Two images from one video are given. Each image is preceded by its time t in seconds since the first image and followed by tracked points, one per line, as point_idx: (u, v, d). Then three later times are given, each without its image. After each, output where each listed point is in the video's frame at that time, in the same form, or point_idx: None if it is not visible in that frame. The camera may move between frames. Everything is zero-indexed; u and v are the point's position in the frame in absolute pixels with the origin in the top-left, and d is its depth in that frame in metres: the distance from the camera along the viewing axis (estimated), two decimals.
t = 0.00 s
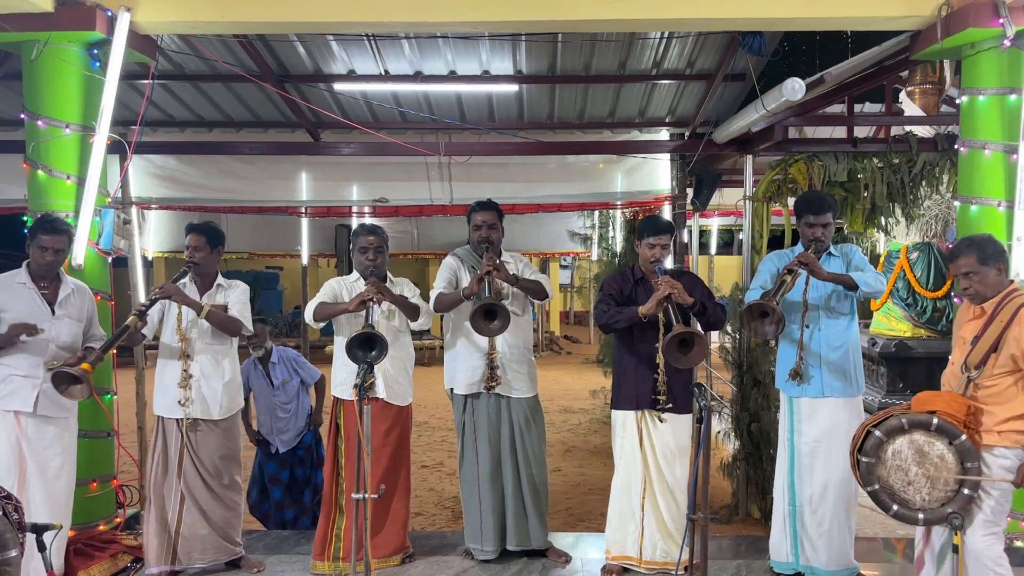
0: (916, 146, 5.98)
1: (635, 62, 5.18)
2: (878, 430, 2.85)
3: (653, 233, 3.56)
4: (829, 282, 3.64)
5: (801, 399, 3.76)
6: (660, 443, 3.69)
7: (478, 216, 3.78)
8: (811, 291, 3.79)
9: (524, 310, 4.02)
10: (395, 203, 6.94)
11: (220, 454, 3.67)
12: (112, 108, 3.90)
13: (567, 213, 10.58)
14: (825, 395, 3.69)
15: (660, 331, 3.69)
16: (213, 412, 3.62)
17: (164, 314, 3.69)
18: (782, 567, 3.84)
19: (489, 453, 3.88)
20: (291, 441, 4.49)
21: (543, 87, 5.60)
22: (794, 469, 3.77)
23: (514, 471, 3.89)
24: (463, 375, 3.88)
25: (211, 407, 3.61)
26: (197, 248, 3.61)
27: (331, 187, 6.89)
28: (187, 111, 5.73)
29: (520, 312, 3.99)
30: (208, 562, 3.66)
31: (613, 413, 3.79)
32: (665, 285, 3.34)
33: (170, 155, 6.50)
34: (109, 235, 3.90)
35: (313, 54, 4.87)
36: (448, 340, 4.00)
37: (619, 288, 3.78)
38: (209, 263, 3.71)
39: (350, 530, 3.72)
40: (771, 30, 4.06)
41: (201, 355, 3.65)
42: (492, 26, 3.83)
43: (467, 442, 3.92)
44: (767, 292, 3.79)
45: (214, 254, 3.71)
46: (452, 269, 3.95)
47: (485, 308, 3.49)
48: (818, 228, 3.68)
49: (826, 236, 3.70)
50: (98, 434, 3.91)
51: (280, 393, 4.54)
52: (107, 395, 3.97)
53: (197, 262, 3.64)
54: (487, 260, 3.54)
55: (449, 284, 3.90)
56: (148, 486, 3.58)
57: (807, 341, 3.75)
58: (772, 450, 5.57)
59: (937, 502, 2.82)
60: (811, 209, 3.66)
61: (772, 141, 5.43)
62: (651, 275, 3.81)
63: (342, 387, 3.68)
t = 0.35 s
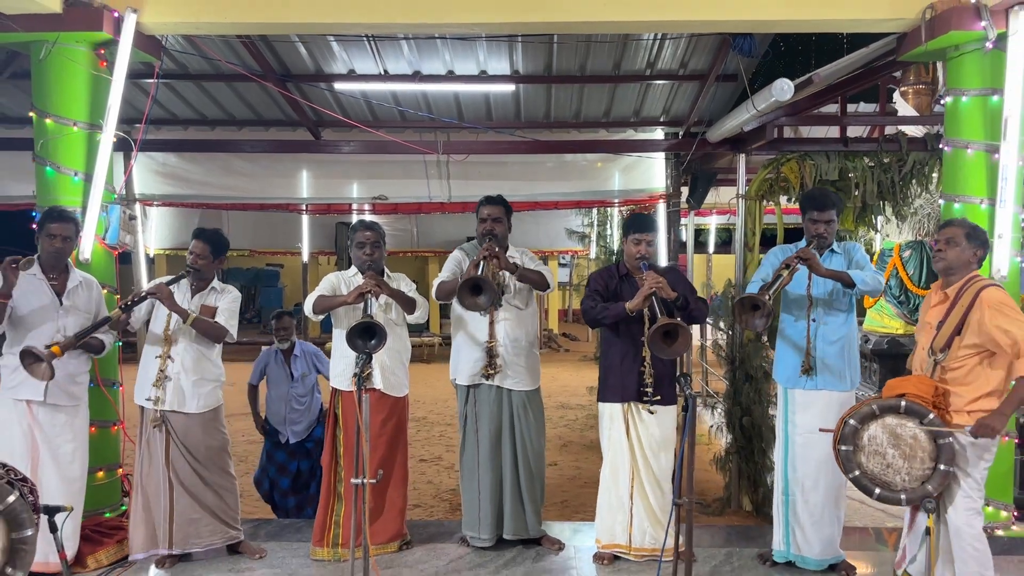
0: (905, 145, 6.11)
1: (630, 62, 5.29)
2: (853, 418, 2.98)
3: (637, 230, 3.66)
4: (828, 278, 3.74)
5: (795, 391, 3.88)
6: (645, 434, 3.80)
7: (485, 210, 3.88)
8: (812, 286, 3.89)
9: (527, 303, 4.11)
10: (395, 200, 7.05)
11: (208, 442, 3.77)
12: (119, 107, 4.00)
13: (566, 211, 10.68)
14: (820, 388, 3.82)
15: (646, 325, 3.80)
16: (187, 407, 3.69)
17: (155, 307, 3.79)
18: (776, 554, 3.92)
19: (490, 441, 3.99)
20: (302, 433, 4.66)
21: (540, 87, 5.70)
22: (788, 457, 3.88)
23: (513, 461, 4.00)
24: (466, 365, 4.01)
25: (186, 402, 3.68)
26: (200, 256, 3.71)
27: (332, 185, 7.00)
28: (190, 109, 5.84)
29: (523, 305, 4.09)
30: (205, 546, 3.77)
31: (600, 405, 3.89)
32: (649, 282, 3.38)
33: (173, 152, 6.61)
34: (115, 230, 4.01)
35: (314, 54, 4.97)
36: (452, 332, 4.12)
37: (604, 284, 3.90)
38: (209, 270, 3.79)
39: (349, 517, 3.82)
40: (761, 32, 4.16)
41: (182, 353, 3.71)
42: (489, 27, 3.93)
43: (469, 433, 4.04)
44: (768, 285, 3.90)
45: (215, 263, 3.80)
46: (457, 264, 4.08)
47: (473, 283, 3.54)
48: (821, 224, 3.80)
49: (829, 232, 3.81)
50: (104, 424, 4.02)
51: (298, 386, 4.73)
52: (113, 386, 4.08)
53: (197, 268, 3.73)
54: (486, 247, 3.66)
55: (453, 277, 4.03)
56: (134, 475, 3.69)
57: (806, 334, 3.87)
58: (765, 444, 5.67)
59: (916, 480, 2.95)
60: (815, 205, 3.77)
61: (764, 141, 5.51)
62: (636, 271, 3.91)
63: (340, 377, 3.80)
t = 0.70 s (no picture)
0: (897, 146, 6.21)
1: (626, 65, 5.37)
2: (845, 417, 3.11)
3: (626, 232, 3.74)
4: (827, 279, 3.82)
5: (788, 386, 3.97)
6: (637, 430, 3.88)
7: (494, 211, 3.95)
8: (813, 286, 3.96)
9: (535, 304, 4.19)
10: (394, 200, 7.13)
11: (221, 436, 3.87)
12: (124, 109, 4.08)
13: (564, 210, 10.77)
14: (813, 385, 3.90)
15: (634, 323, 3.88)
16: (206, 399, 3.79)
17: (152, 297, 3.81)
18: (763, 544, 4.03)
19: (495, 435, 4.07)
20: (311, 427, 4.71)
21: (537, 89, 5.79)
22: (779, 450, 3.99)
23: (519, 458, 4.07)
24: (475, 364, 4.10)
25: (202, 396, 3.78)
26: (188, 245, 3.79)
27: (332, 185, 7.08)
28: (192, 110, 5.92)
29: (530, 305, 4.17)
30: (213, 541, 3.84)
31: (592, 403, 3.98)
32: (638, 282, 3.47)
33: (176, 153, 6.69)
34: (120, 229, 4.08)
35: (315, 56, 5.05)
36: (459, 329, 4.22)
37: (596, 283, 3.97)
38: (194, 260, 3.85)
39: (349, 510, 3.91)
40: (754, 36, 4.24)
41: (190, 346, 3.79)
42: (487, 31, 4.01)
43: (476, 428, 4.12)
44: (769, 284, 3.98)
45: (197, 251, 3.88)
46: (466, 265, 4.16)
47: (466, 294, 3.64)
48: (824, 225, 3.87)
49: (831, 233, 3.88)
50: (109, 419, 4.09)
51: (313, 381, 4.83)
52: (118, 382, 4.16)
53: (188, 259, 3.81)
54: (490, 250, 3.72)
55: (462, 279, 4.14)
56: (151, 473, 3.74)
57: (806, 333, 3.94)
58: (759, 440, 5.76)
59: (902, 479, 3.07)
60: (820, 207, 3.83)
61: (758, 142, 5.58)
62: (626, 271, 4.00)
63: (340, 373, 3.89)
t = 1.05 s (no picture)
0: (891, 149, 6.28)
1: (623, 68, 5.46)
2: (840, 421, 3.13)
3: (622, 232, 3.83)
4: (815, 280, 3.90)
5: (777, 384, 4.05)
6: (635, 427, 3.96)
7: (496, 213, 4.03)
8: (801, 286, 4.05)
9: (535, 306, 4.24)
10: (394, 201, 7.21)
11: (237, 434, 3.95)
12: (129, 112, 4.14)
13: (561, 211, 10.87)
14: (802, 383, 3.99)
15: (631, 322, 3.95)
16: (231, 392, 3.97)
17: (160, 305, 3.78)
18: (756, 539, 4.11)
19: (496, 432, 4.15)
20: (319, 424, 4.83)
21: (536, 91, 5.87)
22: (770, 447, 4.06)
23: (522, 456, 4.15)
24: (477, 364, 4.17)
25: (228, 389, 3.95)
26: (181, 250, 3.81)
27: (333, 186, 7.15)
28: (194, 112, 5.98)
29: (531, 306, 4.23)
30: (228, 538, 3.91)
31: (591, 401, 4.06)
32: (637, 281, 3.55)
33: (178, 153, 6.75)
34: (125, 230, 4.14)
35: (317, 59, 5.13)
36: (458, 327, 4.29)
37: (594, 283, 4.04)
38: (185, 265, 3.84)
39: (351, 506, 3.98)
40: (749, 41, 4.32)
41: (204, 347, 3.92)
42: (487, 36, 4.08)
43: (477, 425, 4.21)
44: (758, 285, 4.06)
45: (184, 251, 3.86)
46: (467, 267, 4.24)
47: (468, 310, 3.67)
48: (812, 227, 3.93)
49: (819, 235, 3.95)
50: (114, 417, 4.15)
51: (320, 378, 4.92)
52: (124, 381, 4.22)
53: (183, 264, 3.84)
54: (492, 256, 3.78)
55: (464, 279, 4.22)
56: (172, 469, 3.79)
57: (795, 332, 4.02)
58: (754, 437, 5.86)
59: (897, 481, 3.10)
60: (808, 209, 3.91)
61: (753, 144, 5.65)
62: (624, 271, 4.06)
63: (341, 371, 3.96)
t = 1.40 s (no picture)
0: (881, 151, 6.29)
1: (619, 71, 5.56)
2: (838, 417, 3.22)
3: (627, 232, 3.92)
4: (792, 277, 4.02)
5: (761, 381, 4.15)
6: (636, 422, 4.04)
7: (492, 212, 4.12)
8: (777, 284, 4.16)
9: (528, 300, 4.35)
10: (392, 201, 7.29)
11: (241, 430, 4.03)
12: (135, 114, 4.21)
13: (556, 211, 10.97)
14: (785, 378, 4.09)
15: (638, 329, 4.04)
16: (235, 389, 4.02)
17: (167, 304, 3.86)
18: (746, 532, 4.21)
19: (491, 424, 4.24)
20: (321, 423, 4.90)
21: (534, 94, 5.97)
22: (756, 442, 4.17)
23: (515, 448, 4.24)
24: (469, 359, 4.26)
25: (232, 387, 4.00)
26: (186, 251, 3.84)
27: (331, 187, 7.23)
28: (196, 113, 6.05)
29: (523, 301, 4.33)
30: (234, 528, 4.02)
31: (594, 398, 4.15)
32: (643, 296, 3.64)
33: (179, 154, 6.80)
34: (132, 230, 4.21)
35: (319, 62, 5.21)
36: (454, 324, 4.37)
37: (596, 287, 4.11)
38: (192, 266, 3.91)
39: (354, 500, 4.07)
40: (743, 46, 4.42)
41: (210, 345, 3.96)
42: (486, 41, 4.18)
43: (471, 422, 4.29)
44: (736, 284, 4.16)
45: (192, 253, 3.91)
46: (461, 264, 4.30)
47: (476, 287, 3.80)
48: (784, 226, 4.02)
49: (791, 233, 4.04)
50: (122, 414, 4.22)
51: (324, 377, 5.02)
52: (131, 378, 4.29)
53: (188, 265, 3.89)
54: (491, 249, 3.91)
55: (458, 273, 4.28)
56: (174, 465, 3.87)
57: (774, 329, 4.12)
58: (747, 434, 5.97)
59: (889, 478, 3.19)
60: (779, 209, 4.00)
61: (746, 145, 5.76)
62: (627, 270, 4.16)
63: (343, 367, 4.04)
